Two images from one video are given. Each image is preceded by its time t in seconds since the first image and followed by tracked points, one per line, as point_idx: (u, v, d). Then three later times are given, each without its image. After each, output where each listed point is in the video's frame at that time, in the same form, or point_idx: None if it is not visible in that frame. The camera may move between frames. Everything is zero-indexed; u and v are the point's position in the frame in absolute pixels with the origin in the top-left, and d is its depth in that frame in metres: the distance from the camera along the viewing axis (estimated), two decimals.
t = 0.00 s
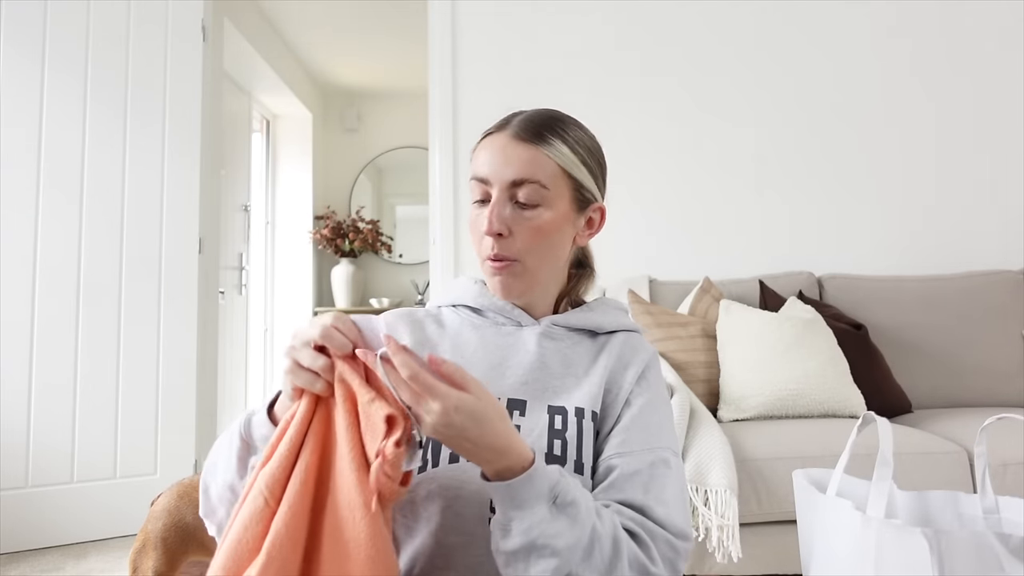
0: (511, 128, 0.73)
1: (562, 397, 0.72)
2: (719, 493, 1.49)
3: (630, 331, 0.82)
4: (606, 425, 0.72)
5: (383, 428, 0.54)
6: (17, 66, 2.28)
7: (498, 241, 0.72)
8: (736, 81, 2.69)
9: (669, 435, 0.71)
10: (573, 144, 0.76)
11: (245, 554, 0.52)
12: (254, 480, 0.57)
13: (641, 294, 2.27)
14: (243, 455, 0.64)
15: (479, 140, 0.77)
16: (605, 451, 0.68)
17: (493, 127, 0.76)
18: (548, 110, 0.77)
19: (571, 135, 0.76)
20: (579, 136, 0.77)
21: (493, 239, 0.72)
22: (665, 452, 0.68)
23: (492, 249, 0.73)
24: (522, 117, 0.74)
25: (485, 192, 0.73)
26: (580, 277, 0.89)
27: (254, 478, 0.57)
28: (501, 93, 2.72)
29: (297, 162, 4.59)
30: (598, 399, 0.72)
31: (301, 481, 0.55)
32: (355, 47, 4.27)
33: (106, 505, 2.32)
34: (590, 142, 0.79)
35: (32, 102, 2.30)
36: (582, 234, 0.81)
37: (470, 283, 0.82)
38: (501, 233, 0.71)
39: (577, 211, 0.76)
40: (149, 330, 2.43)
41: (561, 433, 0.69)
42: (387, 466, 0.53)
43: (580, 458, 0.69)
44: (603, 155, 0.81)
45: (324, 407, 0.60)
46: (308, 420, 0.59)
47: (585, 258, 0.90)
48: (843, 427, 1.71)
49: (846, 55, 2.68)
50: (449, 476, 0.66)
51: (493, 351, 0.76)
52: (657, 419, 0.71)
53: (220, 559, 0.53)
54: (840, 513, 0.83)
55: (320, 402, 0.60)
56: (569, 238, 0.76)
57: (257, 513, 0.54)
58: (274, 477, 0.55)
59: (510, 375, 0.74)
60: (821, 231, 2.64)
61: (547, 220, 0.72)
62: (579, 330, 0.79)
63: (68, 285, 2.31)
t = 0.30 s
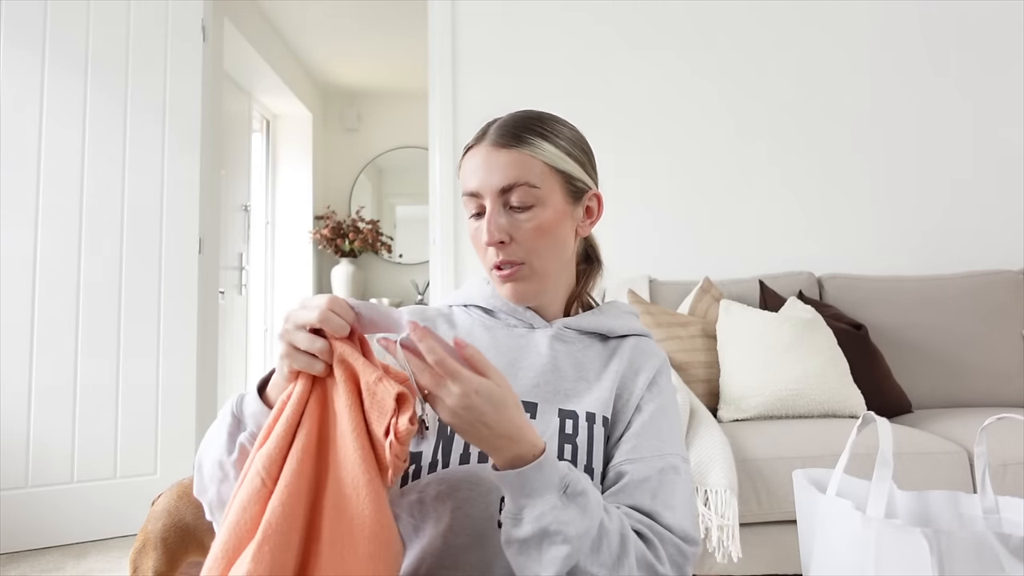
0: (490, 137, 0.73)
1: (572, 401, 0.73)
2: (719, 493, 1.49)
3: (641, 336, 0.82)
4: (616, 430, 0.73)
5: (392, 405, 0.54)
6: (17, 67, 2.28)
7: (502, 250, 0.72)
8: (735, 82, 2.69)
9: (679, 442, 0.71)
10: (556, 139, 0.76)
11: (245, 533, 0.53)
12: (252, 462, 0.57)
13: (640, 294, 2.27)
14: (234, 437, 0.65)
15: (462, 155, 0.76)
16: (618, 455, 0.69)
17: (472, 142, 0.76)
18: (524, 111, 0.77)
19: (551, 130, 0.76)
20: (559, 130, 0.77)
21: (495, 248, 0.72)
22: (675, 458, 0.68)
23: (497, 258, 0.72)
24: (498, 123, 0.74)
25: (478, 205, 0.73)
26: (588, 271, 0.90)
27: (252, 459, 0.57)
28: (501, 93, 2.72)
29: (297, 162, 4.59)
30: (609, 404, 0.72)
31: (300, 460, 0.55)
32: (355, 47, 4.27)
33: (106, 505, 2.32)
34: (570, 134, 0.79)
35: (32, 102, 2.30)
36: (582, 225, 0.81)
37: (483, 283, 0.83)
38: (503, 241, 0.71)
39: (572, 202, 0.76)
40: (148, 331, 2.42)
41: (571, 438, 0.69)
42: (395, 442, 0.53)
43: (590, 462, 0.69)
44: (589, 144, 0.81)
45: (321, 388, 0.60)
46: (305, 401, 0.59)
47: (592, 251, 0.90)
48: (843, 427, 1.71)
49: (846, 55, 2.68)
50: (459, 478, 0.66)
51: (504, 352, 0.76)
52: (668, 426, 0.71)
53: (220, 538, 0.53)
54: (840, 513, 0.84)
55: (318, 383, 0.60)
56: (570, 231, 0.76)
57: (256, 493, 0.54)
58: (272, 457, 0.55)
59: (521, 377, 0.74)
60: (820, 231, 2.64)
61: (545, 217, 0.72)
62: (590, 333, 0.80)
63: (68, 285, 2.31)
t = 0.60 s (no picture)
0: (510, 133, 0.72)
1: (564, 398, 0.72)
2: (719, 493, 1.49)
3: (634, 332, 0.81)
4: (609, 427, 0.72)
5: (391, 430, 0.54)
6: (17, 67, 2.29)
7: (504, 249, 0.71)
8: (735, 82, 2.69)
9: (675, 435, 0.71)
10: (574, 146, 0.75)
11: (255, 556, 0.53)
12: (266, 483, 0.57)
13: (640, 294, 2.27)
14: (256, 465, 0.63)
15: (479, 145, 0.76)
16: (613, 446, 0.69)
17: (490, 133, 0.75)
18: (547, 111, 0.77)
19: (572, 136, 0.76)
20: (577, 136, 0.77)
21: (498, 246, 0.71)
22: (672, 452, 0.68)
23: (498, 256, 0.72)
24: (522, 120, 0.74)
25: (488, 199, 0.72)
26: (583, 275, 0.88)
27: (267, 481, 0.57)
28: (501, 93, 2.72)
29: (297, 163, 4.58)
30: (601, 400, 0.72)
31: (313, 484, 0.55)
32: (355, 46, 4.27)
33: (106, 504, 2.32)
34: (588, 142, 0.79)
35: (32, 102, 2.30)
36: (586, 235, 0.81)
37: (475, 283, 0.82)
38: (507, 241, 0.70)
39: (581, 212, 0.76)
40: (148, 331, 2.42)
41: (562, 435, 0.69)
42: (392, 469, 0.53)
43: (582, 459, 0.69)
44: (604, 156, 0.81)
45: (337, 415, 0.60)
46: (321, 428, 0.58)
47: (588, 256, 0.89)
48: (843, 427, 1.71)
49: (846, 56, 2.68)
50: (452, 476, 0.66)
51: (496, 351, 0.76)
52: (661, 420, 0.71)
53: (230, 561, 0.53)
54: (839, 513, 0.83)
55: (333, 410, 0.60)
56: (574, 240, 0.76)
57: (268, 515, 0.54)
58: (288, 480, 0.55)
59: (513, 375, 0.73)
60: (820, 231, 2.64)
61: (553, 224, 0.71)
62: (581, 331, 0.79)
63: (68, 285, 2.31)
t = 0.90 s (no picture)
0: (544, 142, 0.72)
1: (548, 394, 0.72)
2: (719, 493, 1.49)
3: (619, 328, 0.81)
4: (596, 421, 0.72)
5: (414, 445, 0.55)
6: (17, 67, 2.29)
7: (508, 254, 0.70)
8: (735, 82, 2.69)
9: (663, 421, 0.72)
10: (597, 170, 0.75)
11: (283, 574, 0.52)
12: (293, 504, 0.57)
13: (640, 294, 2.27)
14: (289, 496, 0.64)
15: (507, 141, 0.75)
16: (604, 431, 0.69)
17: (522, 132, 0.74)
18: (582, 126, 0.76)
19: (598, 161, 0.75)
20: (604, 162, 0.77)
21: (502, 250, 0.70)
22: (661, 437, 0.69)
23: (499, 258, 0.71)
24: (557, 131, 0.73)
25: (504, 198, 0.71)
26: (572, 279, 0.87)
27: (294, 499, 0.57)
28: (501, 93, 2.72)
29: (297, 163, 4.59)
30: (587, 394, 0.71)
31: (342, 503, 0.55)
32: (355, 47, 4.27)
33: (107, 504, 2.33)
34: (613, 169, 0.79)
35: (32, 102, 2.30)
36: (584, 254, 0.81)
37: (460, 283, 0.82)
38: (513, 248, 0.70)
39: (587, 234, 0.76)
40: (148, 331, 2.42)
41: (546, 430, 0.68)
42: (413, 483, 0.54)
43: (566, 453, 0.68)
44: (620, 184, 0.81)
45: (364, 436, 0.61)
46: (350, 450, 0.59)
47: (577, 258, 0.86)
48: (843, 427, 1.71)
49: (846, 56, 2.68)
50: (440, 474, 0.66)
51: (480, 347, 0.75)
52: (648, 410, 0.71)
53: None
54: (839, 513, 0.83)
55: (360, 432, 0.61)
56: (575, 259, 0.76)
57: (296, 533, 0.54)
58: (317, 498, 0.55)
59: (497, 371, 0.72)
60: (820, 231, 2.64)
61: (561, 242, 0.71)
62: (566, 327, 0.79)
63: (68, 285, 2.31)
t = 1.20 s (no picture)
0: (541, 142, 0.71)
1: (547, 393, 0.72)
2: (719, 493, 1.49)
3: (619, 327, 0.81)
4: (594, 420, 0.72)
5: (405, 444, 0.54)
6: (17, 67, 2.29)
7: (509, 256, 0.70)
8: (735, 82, 2.69)
9: (661, 420, 0.72)
10: (595, 166, 0.75)
11: None
12: (288, 504, 0.57)
13: (640, 294, 2.27)
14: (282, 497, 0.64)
15: (504, 142, 0.74)
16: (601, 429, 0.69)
17: (519, 132, 0.73)
18: (577, 122, 0.75)
19: (595, 157, 0.75)
20: (602, 158, 0.76)
21: (504, 252, 0.70)
22: (659, 434, 0.69)
23: (501, 260, 0.71)
24: (553, 131, 0.72)
25: (503, 201, 0.71)
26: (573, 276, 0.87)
27: (288, 501, 0.57)
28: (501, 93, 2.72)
29: (297, 163, 4.58)
30: (587, 394, 0.72)
31: (337, 504, 0.55)
32: (355, 47, 4.27)
33: (107, 504, 2.33)
34: (610, 163, 0.78)
35: (32, 103, 2.30)
36: (585, 250, 0.81)
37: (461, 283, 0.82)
38: (515, 250, 0.70)
39: (587, 231, 0.76)
40: (148, 331, 2.42)
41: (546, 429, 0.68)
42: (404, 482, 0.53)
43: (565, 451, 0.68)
44: (617, 177, 0.81)
45: (357, 437, 0.60)
46: (343, 450, 0.59)
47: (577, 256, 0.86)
48: (843, 427, 1.71)
49: (846, 56, 2.68)
50: (440, 474, 0.66)
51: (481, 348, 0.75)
52: (646, 409, 0.71)
53: None
54: (839, 512, 0.83)
55: (354, 432, 0.60)
56: (575, 256, 0.76)
57: (291, 533, 0.54)
58: (310, 499, 0.55)
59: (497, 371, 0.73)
60: (820, 231, 2.64)
61: (562, 242, 0.71)
62: (566, 327, 0.79)
63: (68, 285, 2.31)
